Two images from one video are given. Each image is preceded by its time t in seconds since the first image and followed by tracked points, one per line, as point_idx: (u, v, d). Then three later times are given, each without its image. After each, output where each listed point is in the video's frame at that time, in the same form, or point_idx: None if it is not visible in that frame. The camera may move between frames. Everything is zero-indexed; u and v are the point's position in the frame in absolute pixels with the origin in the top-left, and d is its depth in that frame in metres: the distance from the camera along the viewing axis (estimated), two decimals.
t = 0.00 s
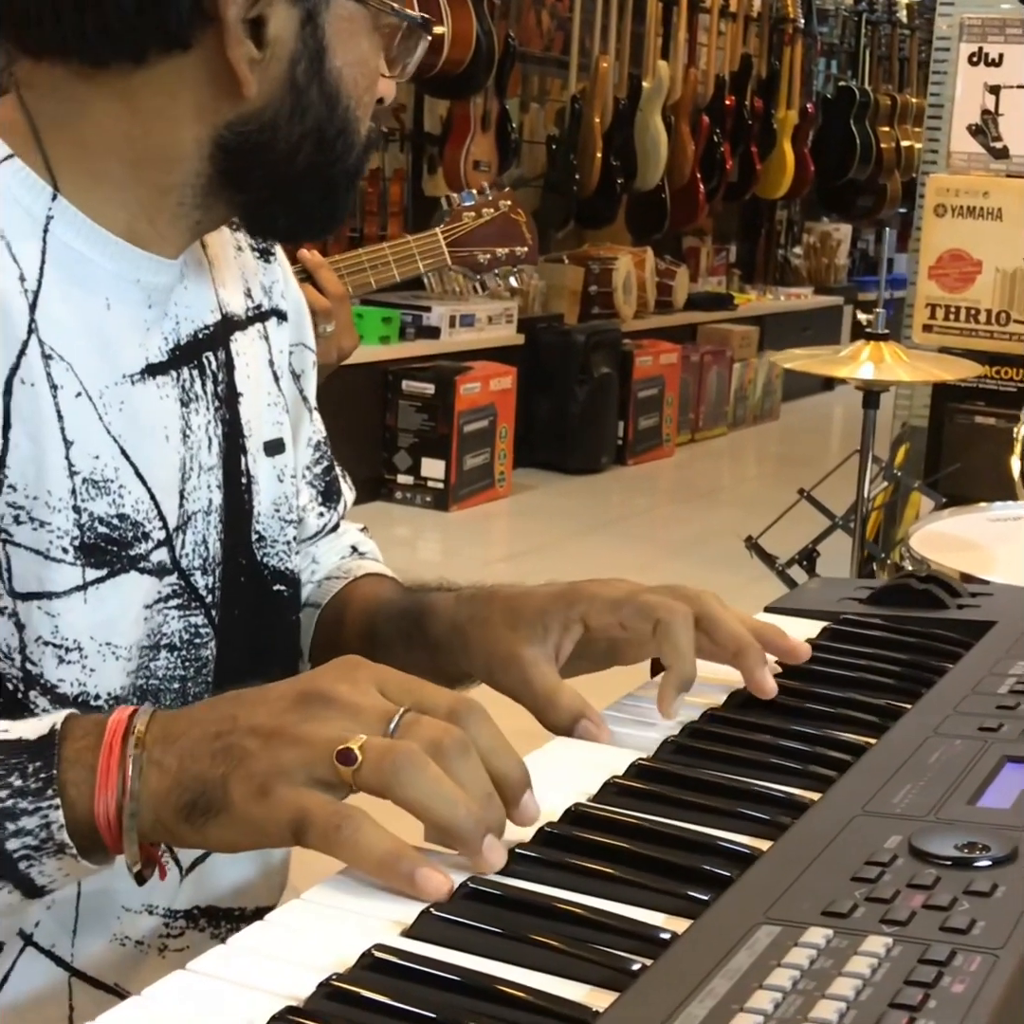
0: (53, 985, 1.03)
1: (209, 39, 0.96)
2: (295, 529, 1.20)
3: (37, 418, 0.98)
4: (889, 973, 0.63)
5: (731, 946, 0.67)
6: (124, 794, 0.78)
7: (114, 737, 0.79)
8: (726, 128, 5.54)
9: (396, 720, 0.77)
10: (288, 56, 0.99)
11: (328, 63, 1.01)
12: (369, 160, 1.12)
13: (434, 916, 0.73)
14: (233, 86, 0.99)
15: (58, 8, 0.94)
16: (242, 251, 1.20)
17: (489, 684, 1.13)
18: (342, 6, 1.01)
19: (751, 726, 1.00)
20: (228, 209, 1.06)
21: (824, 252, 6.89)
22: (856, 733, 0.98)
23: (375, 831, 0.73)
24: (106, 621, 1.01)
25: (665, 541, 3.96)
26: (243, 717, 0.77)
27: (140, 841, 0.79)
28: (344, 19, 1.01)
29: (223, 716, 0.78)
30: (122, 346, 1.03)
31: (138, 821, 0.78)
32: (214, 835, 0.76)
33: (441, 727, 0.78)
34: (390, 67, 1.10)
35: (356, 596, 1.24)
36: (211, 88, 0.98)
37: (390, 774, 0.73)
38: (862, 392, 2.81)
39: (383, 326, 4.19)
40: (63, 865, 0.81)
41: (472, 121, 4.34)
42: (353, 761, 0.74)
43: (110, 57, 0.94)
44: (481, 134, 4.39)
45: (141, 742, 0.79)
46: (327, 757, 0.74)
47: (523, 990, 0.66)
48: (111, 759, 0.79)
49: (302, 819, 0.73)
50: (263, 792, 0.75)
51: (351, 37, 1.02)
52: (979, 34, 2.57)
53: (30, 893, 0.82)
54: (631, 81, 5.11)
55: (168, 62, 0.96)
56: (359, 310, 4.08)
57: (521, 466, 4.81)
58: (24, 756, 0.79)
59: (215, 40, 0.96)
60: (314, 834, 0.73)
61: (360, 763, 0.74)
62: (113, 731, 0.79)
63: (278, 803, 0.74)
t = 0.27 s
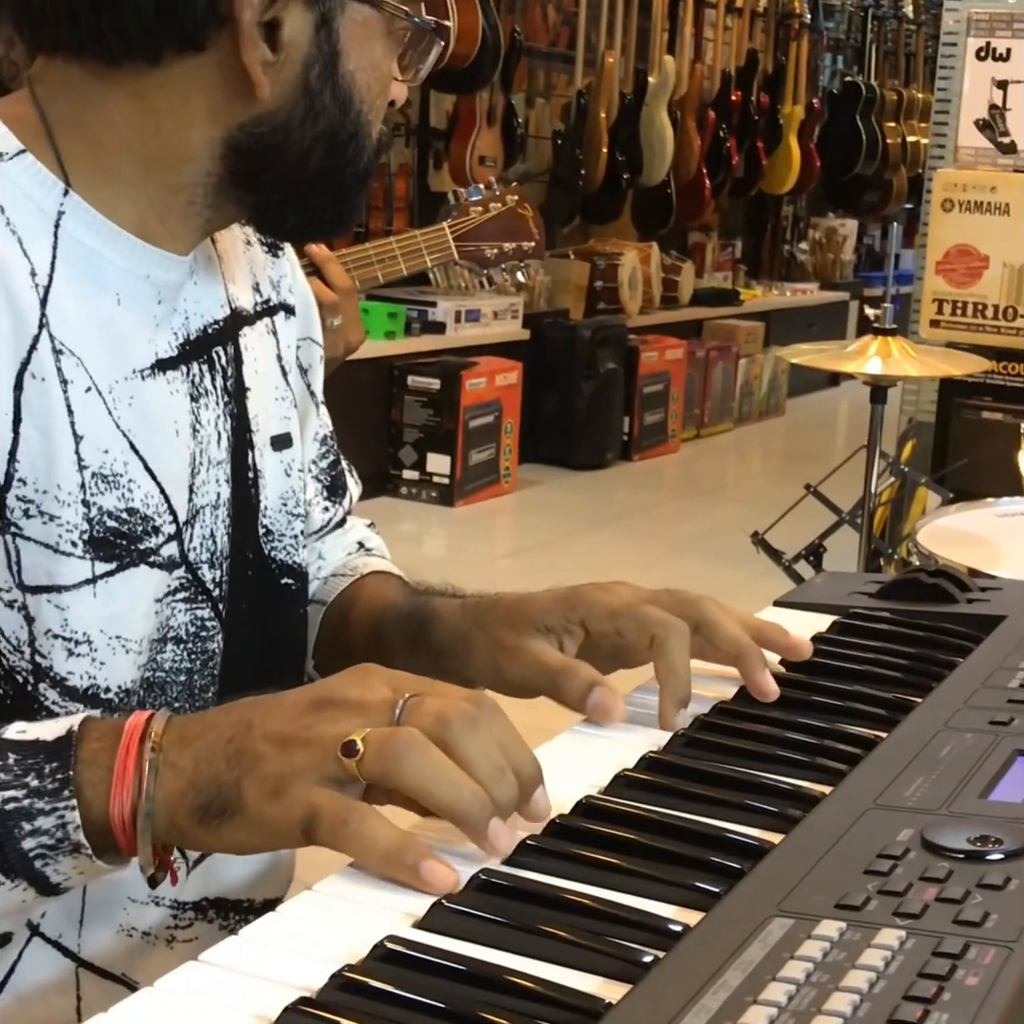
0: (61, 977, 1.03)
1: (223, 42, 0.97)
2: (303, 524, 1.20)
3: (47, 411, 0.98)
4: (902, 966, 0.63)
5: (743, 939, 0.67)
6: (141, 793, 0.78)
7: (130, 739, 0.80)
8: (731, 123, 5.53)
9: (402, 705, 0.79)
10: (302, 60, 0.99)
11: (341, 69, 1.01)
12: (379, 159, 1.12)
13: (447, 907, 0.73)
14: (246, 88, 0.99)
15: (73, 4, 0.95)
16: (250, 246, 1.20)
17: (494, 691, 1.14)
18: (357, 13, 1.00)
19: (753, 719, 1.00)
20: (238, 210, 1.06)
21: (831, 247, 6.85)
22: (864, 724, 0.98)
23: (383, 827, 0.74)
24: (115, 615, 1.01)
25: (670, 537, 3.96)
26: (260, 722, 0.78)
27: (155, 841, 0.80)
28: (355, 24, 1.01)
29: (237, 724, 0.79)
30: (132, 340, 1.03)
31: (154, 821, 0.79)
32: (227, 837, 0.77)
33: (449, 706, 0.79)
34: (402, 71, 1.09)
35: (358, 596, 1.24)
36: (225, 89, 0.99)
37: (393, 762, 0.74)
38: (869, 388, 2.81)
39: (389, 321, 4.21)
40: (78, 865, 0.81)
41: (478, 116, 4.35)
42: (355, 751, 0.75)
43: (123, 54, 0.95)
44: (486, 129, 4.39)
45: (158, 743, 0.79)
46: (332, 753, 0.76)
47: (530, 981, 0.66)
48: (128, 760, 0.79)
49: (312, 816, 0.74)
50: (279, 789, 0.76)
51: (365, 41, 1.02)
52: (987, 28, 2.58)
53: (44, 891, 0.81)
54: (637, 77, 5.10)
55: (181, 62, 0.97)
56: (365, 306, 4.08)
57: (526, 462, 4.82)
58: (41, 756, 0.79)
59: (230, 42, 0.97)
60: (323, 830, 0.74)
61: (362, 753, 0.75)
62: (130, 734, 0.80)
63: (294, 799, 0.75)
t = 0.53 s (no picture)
0: (66, 973, 1.03)
1: (223, 31, 0.96)
2: (308, 521, 1.19)
3: (52, 405, 0.98)
4: (913, 968, 0.63)
5: (752, 940, 0.67)
6: (131, 781, 0.78)
7: (121, 723, 0.79)
8: (735, 119, 5.53)
9: (403, 714, 0.78)
10: (301, 47, 0.98)
11: (340, 55, 1.00)
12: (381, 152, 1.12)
13: (457, 907, 0.73)
14: (245, 76, 0.99)
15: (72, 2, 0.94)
16: (254, 243, 1.20)
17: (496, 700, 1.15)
18: None
19: (756, 717, 1.00)
20: (240, 198, 1.05)
21: (833, 243, 6.87)
22: (871, 724, 0.98)
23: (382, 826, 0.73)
24: (120, 609, 1.01)
25: (673, 534, 3.96)
26: (252, 708, 0.77)
27: (146, 828, 0.79)
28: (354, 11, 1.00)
29: (231, 707, 0.78)
30: (137, 336, 1.03)
31: (145, 807, 0.78)
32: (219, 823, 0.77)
33: (450, 722, 0.79)
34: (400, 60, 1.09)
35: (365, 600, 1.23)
36: (224, 77, 0.98)
37: (399, 773, 0.74)
38: (874, 385, 2.80)
39: (392, 317, 4.20)
40: (71, 852, 0.81)
41: (481, 113, 4.38)
42: (360, 756, 0.74)
43: (122, 48, 0.95)
44: (489, 126, 4.42)
45: (148, 729, 0.79)
46: (335, 752, 0.75)
47: (536, 981, 0.66)
48: (118, 745, 0.79)
49: (310, 810, 0.73)
50: (272, 780, 0.75)
51: (363, 27, 1.01)
52: (991, 26, 2.57)
53: (38, 877, 0.82)
54: (640, 73, 5.10)
55: (180, 54, 0.96)
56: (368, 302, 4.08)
57: (529, 459, 4.82)
58: (33, 741, 0.79)
59: (229, 31, 0.96)
60: (323, 825, 0.73)
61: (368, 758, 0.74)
62: (120, 719, 0.79)
63: (288, 788, 0.74)
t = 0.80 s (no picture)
0: (72, 969, 1.03)
1: (227, 22, 0.96)
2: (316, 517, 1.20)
3: (62, 400, 0.97)
4: (922, 963, 0.63)
5: (761, 935, 0.67)
6: (153, 774, 0.77)
7: (145, 721, 0.78)
8: (736, 117, 5.53)
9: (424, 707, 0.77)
10: (306, 37, 0.99)
11: (345, 44, 1.01)
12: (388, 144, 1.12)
13: (465, 903, 0.73)
14: (251, 67, 0.99)
15: None
16: (259, 240, 1.20)
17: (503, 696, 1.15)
18: None
19: (762, 715, 1.00)
20: (249, 191, 1.05)
21: (834, 242, 6.88)
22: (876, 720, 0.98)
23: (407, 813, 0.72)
24: (130, 604, 1.01)
25: (674, 532, 3.96)
26: (278, 710, 0.76)
27: (166, 825, 0.78)
28: None
29: (255, 709, 0.77)
30: (147, 331, 1.03)
31: (167, 803, 0.77)
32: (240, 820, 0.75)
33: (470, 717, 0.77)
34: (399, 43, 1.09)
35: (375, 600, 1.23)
36: (230, 66, 0.98)
37: (416, 755, 0.73)
38: (876, 383, 2.80)
39: (393, 316, 4.20)
40: (92, 845, 0.80)
41: (482, 110, 4.37)
42: (380, 741, 0.73)
43: (127, 42, 0.95)
44: (491, 124, 4.42)
45: (172, 727, 0.78)
46: (354, 741, 0.74)
47: (546, 976, 0.67)
48: (141, 739, 0.77)
49: (335, 799, 0.72)
50: (297, 773, 0.73)
51: (366, 14, 1.01)
52: (993, 24, 2.56)
53: (59, 871, 0.81)
54: (641, 71, 5.11)
55: (185, 47, 0.96)
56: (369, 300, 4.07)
57: (530, 457, 4.81)
58: (56, 737, 0.78)
59: (233, 24, 0.96)
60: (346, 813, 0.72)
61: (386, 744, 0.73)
62: (144, 716, 0.78)
63: (313, 781, 0.73)
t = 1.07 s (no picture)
0: (80, 971, 1.02)
1: (238, 24, 0.96)
2: (323, 519, 1.20)
3: (75, 401, 0.97)
4: (932, 968, 0.63)
5: (771, 941, 0.67)
6: (209, 720, 0.74)
7: (195, 674, 0.76)
8: (738, 119, 5.53)
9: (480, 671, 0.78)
10: (317, 38, 0.98)
11: (355, 45, 1.01)
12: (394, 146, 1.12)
13: (474, 909, 0.73)
14: (261, 68, 0.99)
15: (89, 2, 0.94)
16: (266, 244, 1.20)
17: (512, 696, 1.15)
18: None
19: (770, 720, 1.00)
20: (258, 192, 1.06)
21: (836, 243, 6.84)
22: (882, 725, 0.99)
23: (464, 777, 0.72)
24: (140, 606, 1.01)
25: (676, 533, 3.96)
26: (345, 671, 0.76)
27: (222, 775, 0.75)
28: None
29: (321, 666, 0.77)
30: (157, 333, 1.03)
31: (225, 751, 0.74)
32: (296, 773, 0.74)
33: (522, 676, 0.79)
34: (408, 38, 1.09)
35: (389, 577, 1.21)
36: (242, 70, 0.98)
37: (483, 707, 0.74)
38: (880, 385, 2.80)
39: (395, 317, 4.20)
40: (147, 807, 0.76)
41: (484, 111, 4.35)
42: (445, 696, 0.74)
43: (140, 45, 0.95)
44: (493, 124, 4.39)
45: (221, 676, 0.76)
46: (422, 699, 0.74)
47: (552, 982, 0.67)
48: (193, 690, 0.75)
49: (395, 755, 0.72)
50: (362, 730, 0.73)
51: (375, 14, 1.01)
52: (997, 26, 2.56)
53: (112, 841, 0.76)
54: (643, 72, 5.11)
55: (197, 49, 0.96)
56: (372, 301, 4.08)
57: (532, 458, 4.81)
58: (102, 696, 0.75)
59: (245, 24, 0.96)
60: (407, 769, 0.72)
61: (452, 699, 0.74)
62: (193, 671, 0.76)
63: (377, 739, 0.73)
